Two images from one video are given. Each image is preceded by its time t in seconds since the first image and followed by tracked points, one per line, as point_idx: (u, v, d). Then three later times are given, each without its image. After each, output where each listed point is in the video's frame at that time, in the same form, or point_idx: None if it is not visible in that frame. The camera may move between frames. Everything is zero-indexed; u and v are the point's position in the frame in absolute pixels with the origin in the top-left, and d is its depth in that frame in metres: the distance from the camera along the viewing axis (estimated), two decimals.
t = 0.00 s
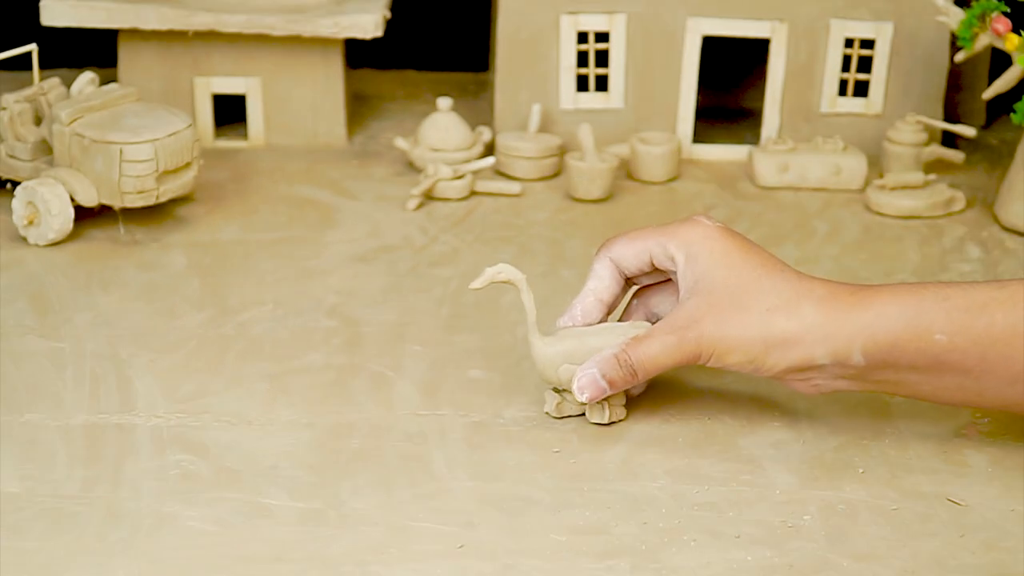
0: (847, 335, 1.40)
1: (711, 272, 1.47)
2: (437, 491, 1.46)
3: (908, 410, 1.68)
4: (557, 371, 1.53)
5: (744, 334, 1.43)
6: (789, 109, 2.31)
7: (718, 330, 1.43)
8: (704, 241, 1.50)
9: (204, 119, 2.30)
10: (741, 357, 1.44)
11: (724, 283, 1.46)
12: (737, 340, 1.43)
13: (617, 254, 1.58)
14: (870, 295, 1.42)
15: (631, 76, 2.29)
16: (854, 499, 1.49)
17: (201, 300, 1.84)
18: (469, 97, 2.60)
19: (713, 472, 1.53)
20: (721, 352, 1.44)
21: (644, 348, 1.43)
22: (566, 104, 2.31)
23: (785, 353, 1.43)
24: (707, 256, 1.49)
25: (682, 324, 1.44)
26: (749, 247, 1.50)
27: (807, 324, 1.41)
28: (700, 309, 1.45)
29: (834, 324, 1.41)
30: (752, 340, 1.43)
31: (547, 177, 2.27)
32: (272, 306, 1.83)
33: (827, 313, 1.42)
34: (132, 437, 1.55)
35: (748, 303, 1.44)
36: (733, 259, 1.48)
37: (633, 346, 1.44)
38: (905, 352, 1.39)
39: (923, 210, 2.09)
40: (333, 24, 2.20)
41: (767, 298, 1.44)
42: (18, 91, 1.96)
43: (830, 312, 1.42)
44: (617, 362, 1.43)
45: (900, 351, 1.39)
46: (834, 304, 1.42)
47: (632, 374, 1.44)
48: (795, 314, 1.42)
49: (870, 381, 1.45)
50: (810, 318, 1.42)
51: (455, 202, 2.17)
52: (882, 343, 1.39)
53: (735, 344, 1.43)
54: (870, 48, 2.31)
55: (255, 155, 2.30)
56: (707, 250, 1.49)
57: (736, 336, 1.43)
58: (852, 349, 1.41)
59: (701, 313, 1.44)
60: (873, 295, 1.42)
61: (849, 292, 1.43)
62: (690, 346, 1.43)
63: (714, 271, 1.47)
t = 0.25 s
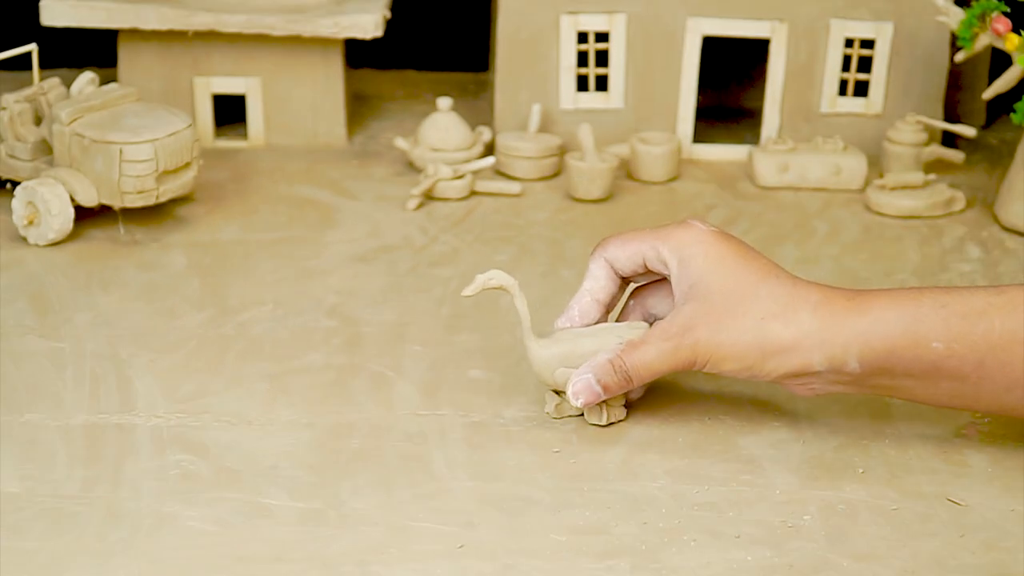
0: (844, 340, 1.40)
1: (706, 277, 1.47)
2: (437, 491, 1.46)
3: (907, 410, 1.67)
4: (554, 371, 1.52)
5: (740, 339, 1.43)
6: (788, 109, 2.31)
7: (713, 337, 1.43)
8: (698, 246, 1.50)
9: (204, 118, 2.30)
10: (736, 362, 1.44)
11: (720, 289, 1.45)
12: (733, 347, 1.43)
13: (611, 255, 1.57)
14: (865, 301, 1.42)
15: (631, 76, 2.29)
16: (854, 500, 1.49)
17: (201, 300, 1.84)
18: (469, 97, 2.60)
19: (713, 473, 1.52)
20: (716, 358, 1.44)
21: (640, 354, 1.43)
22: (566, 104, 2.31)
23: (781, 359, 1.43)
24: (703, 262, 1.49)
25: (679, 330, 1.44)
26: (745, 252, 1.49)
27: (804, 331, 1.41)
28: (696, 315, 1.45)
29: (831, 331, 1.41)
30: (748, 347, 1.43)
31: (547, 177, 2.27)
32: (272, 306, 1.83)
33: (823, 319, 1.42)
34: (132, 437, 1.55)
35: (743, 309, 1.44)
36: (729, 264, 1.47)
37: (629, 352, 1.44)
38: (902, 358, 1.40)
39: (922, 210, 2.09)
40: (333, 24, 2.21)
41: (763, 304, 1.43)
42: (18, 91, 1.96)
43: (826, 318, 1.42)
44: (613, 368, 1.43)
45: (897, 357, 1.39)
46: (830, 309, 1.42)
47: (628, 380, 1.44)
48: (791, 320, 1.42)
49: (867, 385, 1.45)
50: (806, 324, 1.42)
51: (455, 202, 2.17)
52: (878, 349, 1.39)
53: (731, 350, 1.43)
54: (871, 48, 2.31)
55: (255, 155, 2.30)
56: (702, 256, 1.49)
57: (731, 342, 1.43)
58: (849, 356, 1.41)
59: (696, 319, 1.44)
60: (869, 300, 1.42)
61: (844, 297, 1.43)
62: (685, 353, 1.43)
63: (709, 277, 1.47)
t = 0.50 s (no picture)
0: (956, 130, 1.30)
1: (810, 88, 1.40)
2: (437, 491, 1.46)
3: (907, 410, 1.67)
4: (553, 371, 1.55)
5: (859, 141, 1.36)
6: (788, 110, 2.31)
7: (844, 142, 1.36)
8: (802, 64, 1.43)
9: (204, 119, 2.30)
10: (856, 171, 1.38)
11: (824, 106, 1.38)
12: (844, 151, 1.36)
13: (717, 119, 1.54)
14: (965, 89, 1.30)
15: (631, 76, 2.29)
16: (853, 500, 1.49)
17: (201, 300, 1.84)
18: (469, 97, 2.60)
19: (713, 473, 1.52)
20: (834, 164, 1.38)
21: (763, 176, 1.39)
22: (566, 104, 2.31)
23: (887, 161, 1.36)
24: (804, 74, 1.42)
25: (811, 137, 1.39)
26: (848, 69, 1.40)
27: (903, 125, 1.33)
28: (805, 127, 1.39)
29: (937, 115, 1.31)
30: (862, 147, 1.35)
31: (547, 178, 2.27)
32: (272, 306, 1.83)
33: (935, 113, 1.31)
34: (132, 437, 1.55)
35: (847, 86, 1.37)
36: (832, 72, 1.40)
37: (754, 176, 1.40)
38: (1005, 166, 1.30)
39: (923, 209, 2.10)
40: (333, 24, 2.21)
41: (867, 103, 1.35)
42: (18, 91, 1.96)
43: (928, 105, 1.31)
44: (744, 197, 1.40)
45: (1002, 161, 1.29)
46: (935, 101, 1.31)
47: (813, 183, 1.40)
48: (898, 112, 1.33)
49: (970, 176, 1.39)
50: (917, 115, 1.32)
51: (456, 202, 2.17)
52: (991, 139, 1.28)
53: (853, 161, 1.37)
54: (871, 48, 2.31)
55: (254, 155, 2.30)
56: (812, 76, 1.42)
57: (848, 145, 1.36)
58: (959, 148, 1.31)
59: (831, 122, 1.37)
60: (970, 100, 1.29)
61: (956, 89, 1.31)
62: (807, 166, 1.38)
63: (817, 87, 1.40)
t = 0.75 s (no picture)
0: (897, 192, 1.49)
1: (760, 172, 1.58)
2: (436, 491, 1.46)
3: (907, 410, 1.66)
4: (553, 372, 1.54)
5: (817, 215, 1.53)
6: (788, 110, 2.31)
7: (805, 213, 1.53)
8: (750, 148, 1.60)
9: (204, 119, 2.30)
10: (818, 240, 1.55)
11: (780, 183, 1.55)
12: (804, 226, 1.53)
13: (675, 206, 1.67)
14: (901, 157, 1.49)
15: (631, 76, 2.29)
16: (852, 500, 1.49)
17: (201, 299, 1.84)
18: (469, 97, 2.60)
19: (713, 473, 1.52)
20: (795, 238, 1.54)
21: (729, 259, 1.56)
22: (567, 104, 2.31)
23: (843, 226, 1.53)
24: (753, 159, 1.59)
25: (774, 211, 1.55)
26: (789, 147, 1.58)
27: (849, 192, 1.51)
28: (762, 207, 1.56)
29: (878, 182, 1.50)
30: (818, 219, 1.52)
31: (547, 178, 2.27)
32: (273, 305, 1.84)
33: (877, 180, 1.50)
34: (132, 437, 1.55)
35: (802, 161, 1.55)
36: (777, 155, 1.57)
37: (721, 259, 1.56)
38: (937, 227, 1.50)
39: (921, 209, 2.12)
40: (333, 24, 2.21)
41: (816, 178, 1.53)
42: (18, 90, 1.96)
43: (868, 172, 1.50)
44: (712, 277, 1.57)
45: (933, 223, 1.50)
46: (877, 169, 1.50)
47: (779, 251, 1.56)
48: (846, 182, 1.51)
49: (928, 233, 1.53)
50: (861, 183, 1.50)
51: (456, 202, 2.17)
52: (931, 197, 1.47)
53: (812, 229, 1.53)
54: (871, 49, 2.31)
55: (254, 155, 2.29)
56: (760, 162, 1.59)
57: (806, 216, 1.53)
58: (904, 213, 1.50)
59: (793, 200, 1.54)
60: (910, 165, 1.48)
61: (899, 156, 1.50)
62: (770, 242, 1.54)
63: (766, 170, 1.57)
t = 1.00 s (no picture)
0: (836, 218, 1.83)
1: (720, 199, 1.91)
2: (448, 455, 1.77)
3: (842, 388, 1.96)
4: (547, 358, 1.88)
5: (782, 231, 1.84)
6: (743, 142, 2.69)
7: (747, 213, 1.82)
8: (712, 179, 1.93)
9: (254, 147, 2.74)
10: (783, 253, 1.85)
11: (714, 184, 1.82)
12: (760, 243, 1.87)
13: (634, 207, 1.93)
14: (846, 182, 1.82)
15: (612, 109, 2.64)
16: (801, 464, 1.76)
17: (254, 298, 2.19)
18: (478, 127, 3.01)
19: (678, 442, 1.82)
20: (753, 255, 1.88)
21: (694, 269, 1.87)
22: (559, 134, 2.66)
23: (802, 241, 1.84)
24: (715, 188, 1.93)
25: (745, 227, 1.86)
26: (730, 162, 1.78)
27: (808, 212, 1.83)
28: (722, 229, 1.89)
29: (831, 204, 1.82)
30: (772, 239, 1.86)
31: (543, 196, 2.62)
32: (312, 303, 2.18)
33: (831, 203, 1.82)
34: (195, 413, 1.84)
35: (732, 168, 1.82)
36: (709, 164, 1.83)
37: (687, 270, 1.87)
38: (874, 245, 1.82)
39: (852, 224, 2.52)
40: (359, 67, 2.59)
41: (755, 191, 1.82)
42: (103, 125, 2.43)
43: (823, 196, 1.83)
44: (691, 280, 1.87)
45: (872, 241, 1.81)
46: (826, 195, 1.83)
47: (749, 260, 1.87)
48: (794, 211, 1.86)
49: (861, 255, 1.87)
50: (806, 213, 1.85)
51: (464, 215, 2.51)
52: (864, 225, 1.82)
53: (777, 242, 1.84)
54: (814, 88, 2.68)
55: (296, 177, 2.73)
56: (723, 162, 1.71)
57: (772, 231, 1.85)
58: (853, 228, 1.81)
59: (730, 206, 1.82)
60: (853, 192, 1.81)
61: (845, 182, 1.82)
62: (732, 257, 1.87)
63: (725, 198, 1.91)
